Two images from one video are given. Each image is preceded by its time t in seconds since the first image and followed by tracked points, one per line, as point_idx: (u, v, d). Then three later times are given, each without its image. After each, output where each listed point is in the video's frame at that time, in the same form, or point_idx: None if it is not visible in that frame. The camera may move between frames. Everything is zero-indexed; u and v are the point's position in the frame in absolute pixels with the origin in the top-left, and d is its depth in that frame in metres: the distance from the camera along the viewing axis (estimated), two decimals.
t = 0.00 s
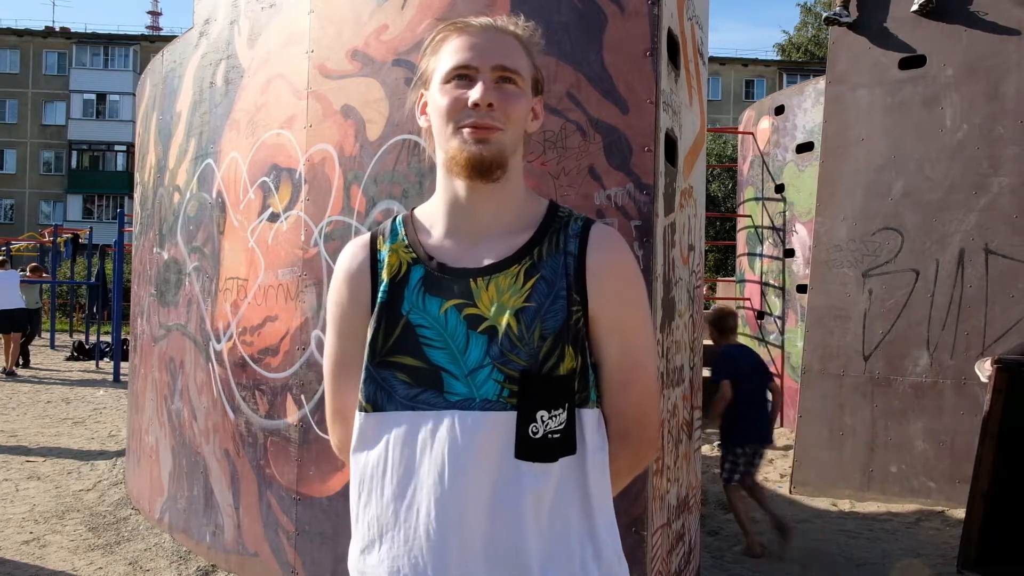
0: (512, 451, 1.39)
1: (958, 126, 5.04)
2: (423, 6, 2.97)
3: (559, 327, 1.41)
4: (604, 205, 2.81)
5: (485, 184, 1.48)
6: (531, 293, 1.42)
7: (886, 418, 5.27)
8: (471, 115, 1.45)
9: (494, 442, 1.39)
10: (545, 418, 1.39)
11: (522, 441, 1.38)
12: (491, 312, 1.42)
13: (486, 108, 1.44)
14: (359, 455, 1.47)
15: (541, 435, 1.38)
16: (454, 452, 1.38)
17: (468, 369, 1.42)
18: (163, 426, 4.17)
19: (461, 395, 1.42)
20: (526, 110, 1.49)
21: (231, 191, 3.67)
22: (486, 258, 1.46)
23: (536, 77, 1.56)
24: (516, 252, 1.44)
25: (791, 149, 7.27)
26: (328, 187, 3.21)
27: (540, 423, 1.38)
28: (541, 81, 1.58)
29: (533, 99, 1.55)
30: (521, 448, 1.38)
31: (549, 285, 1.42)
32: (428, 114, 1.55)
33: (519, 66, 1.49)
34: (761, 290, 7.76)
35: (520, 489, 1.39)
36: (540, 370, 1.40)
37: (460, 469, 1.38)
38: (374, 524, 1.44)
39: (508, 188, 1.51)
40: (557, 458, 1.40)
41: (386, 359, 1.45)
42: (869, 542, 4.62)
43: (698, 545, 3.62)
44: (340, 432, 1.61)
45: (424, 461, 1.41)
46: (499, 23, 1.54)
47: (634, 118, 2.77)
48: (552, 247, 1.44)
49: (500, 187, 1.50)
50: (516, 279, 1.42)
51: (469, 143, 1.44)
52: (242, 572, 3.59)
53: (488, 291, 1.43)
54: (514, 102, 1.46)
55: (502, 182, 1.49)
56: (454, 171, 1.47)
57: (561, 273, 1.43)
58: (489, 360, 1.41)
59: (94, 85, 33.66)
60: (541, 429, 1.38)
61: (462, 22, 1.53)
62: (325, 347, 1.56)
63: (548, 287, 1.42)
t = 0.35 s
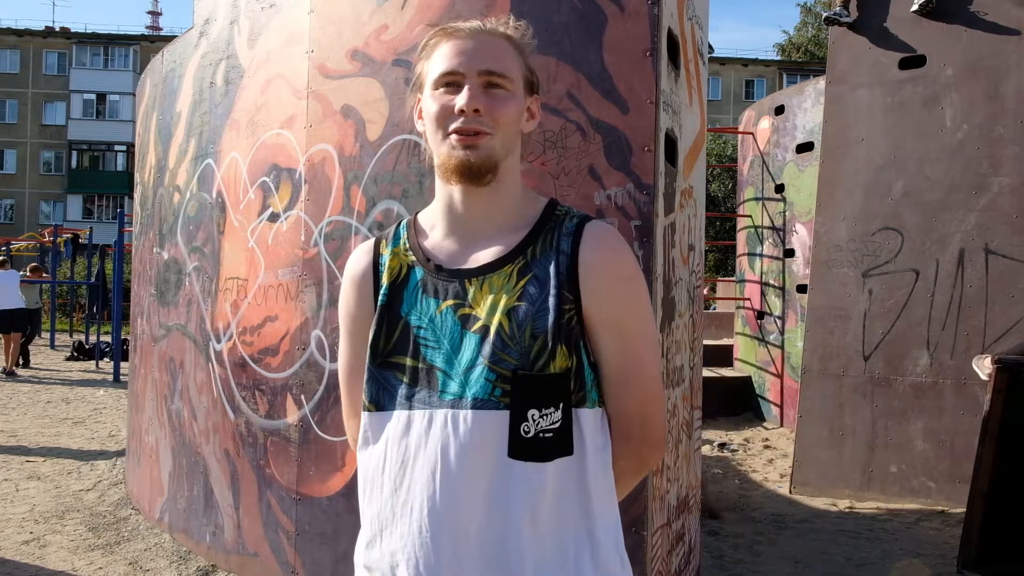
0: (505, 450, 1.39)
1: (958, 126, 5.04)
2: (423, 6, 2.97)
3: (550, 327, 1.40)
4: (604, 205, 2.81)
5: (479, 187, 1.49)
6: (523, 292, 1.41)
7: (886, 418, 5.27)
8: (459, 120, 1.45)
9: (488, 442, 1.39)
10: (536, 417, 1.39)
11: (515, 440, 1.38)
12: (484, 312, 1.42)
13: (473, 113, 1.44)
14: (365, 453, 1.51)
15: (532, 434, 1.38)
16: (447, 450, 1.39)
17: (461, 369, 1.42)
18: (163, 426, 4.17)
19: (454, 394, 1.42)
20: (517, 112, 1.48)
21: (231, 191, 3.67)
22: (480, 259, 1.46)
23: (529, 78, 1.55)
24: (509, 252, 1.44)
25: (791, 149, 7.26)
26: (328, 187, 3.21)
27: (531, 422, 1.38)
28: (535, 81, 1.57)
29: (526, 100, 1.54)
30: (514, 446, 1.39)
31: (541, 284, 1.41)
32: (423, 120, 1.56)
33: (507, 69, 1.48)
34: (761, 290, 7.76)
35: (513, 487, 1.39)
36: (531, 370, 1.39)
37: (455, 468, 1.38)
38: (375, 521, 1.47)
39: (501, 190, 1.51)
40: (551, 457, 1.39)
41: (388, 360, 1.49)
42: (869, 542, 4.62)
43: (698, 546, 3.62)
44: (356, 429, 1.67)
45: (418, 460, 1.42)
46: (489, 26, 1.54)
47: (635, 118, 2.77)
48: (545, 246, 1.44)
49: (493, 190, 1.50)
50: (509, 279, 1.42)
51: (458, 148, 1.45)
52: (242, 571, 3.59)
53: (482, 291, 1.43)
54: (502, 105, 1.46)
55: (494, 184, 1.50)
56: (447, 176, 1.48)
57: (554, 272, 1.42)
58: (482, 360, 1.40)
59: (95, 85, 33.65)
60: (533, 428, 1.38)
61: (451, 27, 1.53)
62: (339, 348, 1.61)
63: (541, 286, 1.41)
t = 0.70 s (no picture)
0: (507, 450, 1.39)
1: (958, 126, 5.04)
2: (423, 6, 2.97)
3: (551, 328, 1.40)
4: (604, 205, 2.81)
5: (480, 187, 1.49)
6: (525, 293, 1.41)
7: (886, 418, 5.27)
8: (461, 121, 1.45)
9: (490, 442, 1.39)
10: (538, 418, 1.38)
11: (516, 441, 1.38)
12: (485, 313, 1.42)
13: (476, 114, 1.44)
14: (366, 453, 1.51)
15: (534, 435, 1.38)
16: (449, 450, 1.39)
17: (463, 369, 1.42)
18: (163, 426, 4.17)
19: (456, 395, 1.42)
20: (519, 114, 1.48)
21: (231, 191, 3.67)
22: (482, 260, 1.46)
23: (531, 80, 1.55)
24: (510, 253, 1.44)
25: (791, 149, 7.26)
26: (328, 187, 3.21)
27: (532, 422, 1.38)
28: (536, 83, 1.57)
29: (527, 102, 1.54)
30: (515, 446, 1.39)
31: (542, 285, 1.42)
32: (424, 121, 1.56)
33: (510, 71, 1.48)
34: (761, 290, 7.75)
35: (514, 487, 1.39)
36: (533, 370, 1.39)
37: (456, 468, 1.38)
38: (377, 520, 1.47)
39: (502, 191, 1.51)
40: (552, 457, 1.39)
41: (389, 360, 1.49)
42: (869, 542, 4.62)
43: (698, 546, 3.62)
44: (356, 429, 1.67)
45: (420, 460, 1.42)
46: (492, 28, 1.54)
47: (635, 118, 2.77)
48: (546, 247, 1.44)
49: (494, 191, 1.50)
50: (510, 280, 1.42)
51: (460, 149, 1.45)
52: (242, 571, 3.59)
53: (483, 292, 1.43)
54: (505, 107, 1.46)
55: (495, 186, 1.50)
56: (449, 177, 1.48)
57: (554, 274, 1.42)
58: (483, 361, 1.40)
59: (95, 85, 33.65)
60: (534, 428, 1.38)
61: (454, 28, 1.53)
62: (339, 348, 1.62)
63: (542, 287, 1.41)
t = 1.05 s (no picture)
0: (507, 450, 1.39)
1: (958, 126, 5.04)
2: (423, 6, 2.97)
3: (551, 328, 1.40)
4: (604, 205, 2.81)
5: (479, 188, 1.49)
6: (523, 293, 1.41)
7: (886, 418, 5.27)
8: (461, 121, 1.45)
9: (489, 442, 1.39)
10: (538, 417, 1.38)
11: (516, 441, 1.38)
12: (484, 313, 1.42)
13: (476, 115, 1.44)
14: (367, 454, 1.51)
15: (534, 434, 1.38)
16: (449, 451, 1.39)
17: (461, 370, 1.42)
18: (163, 426, 4.17)
19: (455, 395, 1.42)
20: (519, 115, 1.48)
21: (231, 191, 3.67)
22: (480, 260, 1.46)
23: (530, 80, 1.55)
24: (509, 253, 1.44)
25: (791, 149, 7.27)
26: (328, 187, 3.21)
27: (532, 422, 1.38)
28: (534, 84, 1.57)
29: (526, 103, 1.54)
30: (515, 445, 1.39)
31: (541, 285, 1.41)
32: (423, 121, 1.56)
33: (510, 72, 1.48)
34: (761, 290, 7.75)
35: (515, 487, 1.39)
36: (532, 370, 1.39)
37: (455, 468, 1.38)
38: (378, 521, 1.47)
39: (500, 192, 1.51)
40: (552, 457, 1.39)
41: (389, 361, 1.49)
42: (869, 542, 4.62)
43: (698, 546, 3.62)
44: (358, 429, 1.67)
45: (419, 461, 1.42)
46: (491, 28, 1.54)
47: (635, 118, 2.77)
48: (544, 247, 1.44)
49: (493, 192, 1.50)
50: (509, 281, 1.42)
51: (460, 150, 1.45)
52: (242, 572, 3.59)
53: (482, 292, 1.43)
54: (505, 107, 1.46)
55: (494, 186, 1.50)
56: (447, 177, 1.48)
57: (553, 274, 1.42)
58: (482, 361, 1.40)
59: (95, 85, 33.64)
60: (534, 428, 1.38)
61: (454, 29, 1.53)
62: (339, 350, 1.62)
63: (541, 287, 1.41)
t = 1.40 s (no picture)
0: (503, 450, 1.39)
1: (958, 126, 5.04)
2: (423, 6, 2.97)
3: (547, 328, 1.40)
4: (604, 205, 2.81)
5: (476, 190, 1.49)
6: (519, 293, 1.41)
7: (886, 418, 5.27)
8: (458, 124, 1.45)
9: (486, 443, 1.39)
10: (535, 417, 1.38)
11: (512, 441, 1.38)
12: (480, 314, 1.42)
13: (473, 118, 1.44)
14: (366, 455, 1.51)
15: (531, 434, 1.38)
16: (445, 452, 1.39)
17: (457, 370, 1.42)
18: (163, 426, 4.17)
19: (450, 395, 1.42)
20: (516, 118, 1.48)
21: (231, 191, 3.67)
22: (475, 261, 1.46)
23: (528, 83, 1.55)
24: (505, 252, 1.44)
25: (791, 149, 7.27)
26: (328, 187, 3.21)
27: (529, 422, 1.38)
28: (532, 86, 1.57)
29: (523, 105, 1.54)
30: (513, 445, 1.38)
31: (536, 285, 1.41)
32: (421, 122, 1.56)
33: (507, 75, 1.48)
34: (761, 290, 7.76)
35: (512, 487, 1.39)
36: (528, 370, 1.39)
37: (453, 468, 1.38)
38: (377, 521, 1.47)
39: (497, 193, 1.51)
40: (549, 456, 1.39)
41: (387, 362, 1.49)
42: (869, 542, 4.62)
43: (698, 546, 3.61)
44: (360, 429, 1.68)
45: (416, 462, 1.42)
46: (490, 30, 1.53)
47: (635, 118, 2.77)
48: (540, 246, 1.44)
49: (489, 194, 1.50)
50: (505, 280, 1.42)
51: (457, 153, 1.45)
52: (242, 572, 3.59)
53: (478, 293, 1.43)
54: (503, 112, 1.46)
55: (491, 188, 1.50)
56: (444, 179, 1.48)
57: (549, 273, 1.41)
58: (479, 362, 1.40)
59: (94, 85, 33.63)
60: (531, 427, 1.38)
61: (453, 30, 1.53)
62: (340, 351, 1.62)
63: (536, 287, 1.41)
